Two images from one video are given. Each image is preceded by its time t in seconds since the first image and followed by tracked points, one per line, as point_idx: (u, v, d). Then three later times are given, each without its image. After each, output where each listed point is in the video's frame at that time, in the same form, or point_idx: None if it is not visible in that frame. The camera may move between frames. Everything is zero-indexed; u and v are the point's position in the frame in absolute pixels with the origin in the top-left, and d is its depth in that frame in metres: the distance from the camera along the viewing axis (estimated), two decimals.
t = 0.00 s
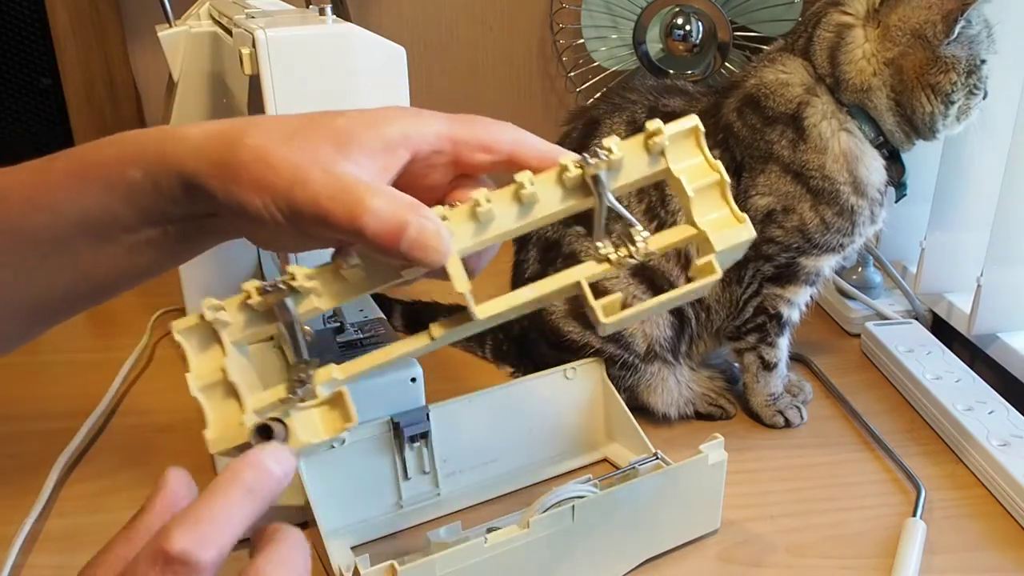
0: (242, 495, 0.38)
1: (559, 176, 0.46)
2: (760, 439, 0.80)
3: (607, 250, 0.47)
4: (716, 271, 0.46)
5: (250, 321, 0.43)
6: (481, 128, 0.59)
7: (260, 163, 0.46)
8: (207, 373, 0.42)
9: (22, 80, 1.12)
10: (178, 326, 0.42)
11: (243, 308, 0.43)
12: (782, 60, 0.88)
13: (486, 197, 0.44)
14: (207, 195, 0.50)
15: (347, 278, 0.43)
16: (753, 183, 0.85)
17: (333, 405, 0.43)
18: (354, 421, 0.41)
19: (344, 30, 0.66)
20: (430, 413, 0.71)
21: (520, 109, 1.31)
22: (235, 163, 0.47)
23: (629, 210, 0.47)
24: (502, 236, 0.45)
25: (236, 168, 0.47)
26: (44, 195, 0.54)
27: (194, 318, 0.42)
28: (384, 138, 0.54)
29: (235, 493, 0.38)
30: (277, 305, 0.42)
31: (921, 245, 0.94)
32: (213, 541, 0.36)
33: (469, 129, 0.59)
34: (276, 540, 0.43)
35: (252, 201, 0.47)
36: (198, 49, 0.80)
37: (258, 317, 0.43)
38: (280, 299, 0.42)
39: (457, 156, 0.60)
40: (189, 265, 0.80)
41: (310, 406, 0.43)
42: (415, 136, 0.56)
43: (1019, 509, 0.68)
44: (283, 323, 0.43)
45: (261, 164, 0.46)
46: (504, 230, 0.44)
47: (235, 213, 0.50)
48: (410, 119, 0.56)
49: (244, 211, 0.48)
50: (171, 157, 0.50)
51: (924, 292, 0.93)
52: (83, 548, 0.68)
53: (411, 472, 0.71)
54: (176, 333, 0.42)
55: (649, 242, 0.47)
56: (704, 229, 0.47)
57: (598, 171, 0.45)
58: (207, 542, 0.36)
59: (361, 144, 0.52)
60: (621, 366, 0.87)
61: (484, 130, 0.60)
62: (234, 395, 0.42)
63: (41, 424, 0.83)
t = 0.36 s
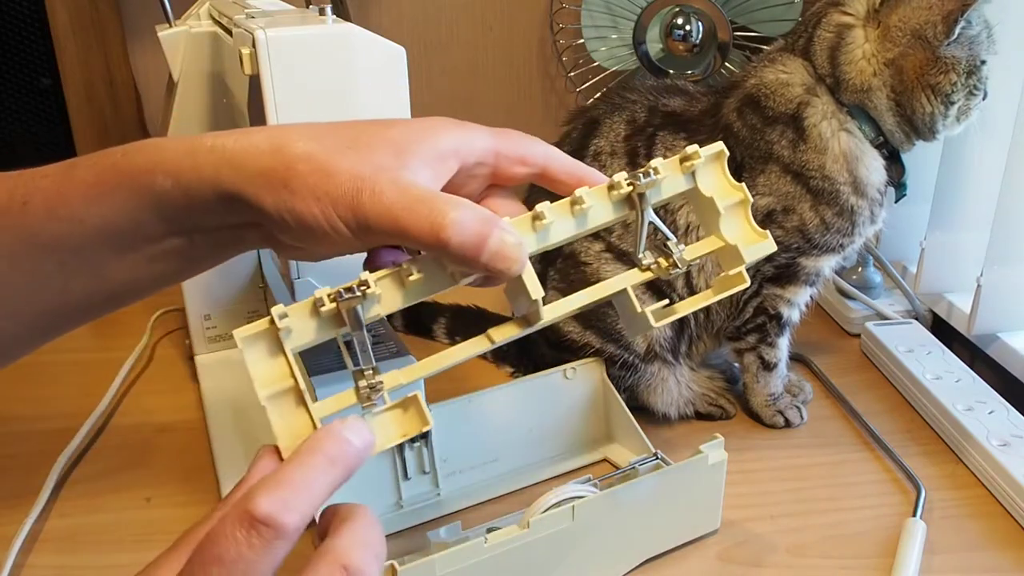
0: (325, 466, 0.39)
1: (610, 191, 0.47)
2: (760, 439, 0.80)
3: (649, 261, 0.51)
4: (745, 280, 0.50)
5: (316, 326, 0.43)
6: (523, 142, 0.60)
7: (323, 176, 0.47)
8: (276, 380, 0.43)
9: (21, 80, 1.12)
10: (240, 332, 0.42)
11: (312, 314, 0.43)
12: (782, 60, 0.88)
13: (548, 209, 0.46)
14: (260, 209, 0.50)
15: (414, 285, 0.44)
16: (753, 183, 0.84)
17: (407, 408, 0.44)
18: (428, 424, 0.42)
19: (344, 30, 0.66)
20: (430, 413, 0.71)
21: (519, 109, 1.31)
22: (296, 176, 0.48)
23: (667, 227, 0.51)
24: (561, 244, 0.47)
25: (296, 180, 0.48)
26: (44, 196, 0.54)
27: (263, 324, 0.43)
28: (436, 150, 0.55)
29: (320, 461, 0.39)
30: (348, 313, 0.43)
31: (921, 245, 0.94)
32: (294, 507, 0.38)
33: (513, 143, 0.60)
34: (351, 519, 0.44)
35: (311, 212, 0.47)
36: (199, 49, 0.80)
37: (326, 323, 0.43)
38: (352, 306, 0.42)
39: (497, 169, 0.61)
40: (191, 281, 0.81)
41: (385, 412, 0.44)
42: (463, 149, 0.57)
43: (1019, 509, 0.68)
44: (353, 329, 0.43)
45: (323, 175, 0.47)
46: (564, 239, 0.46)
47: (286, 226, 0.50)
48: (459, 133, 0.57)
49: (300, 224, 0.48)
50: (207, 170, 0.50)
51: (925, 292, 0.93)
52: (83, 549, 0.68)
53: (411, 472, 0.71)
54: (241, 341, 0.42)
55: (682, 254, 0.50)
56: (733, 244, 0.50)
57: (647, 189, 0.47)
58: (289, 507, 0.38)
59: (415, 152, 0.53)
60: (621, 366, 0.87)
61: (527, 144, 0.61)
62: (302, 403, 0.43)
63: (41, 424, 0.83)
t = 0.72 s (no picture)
0: (326, 454, 0.40)
1: (616, 179, 0.47)
2: (760, 439, 0.80)
3: (654, 249, 0.49)
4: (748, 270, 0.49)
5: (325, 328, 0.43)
6: (522, 128, 0.59)
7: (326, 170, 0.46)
8: (288, 385, 0.43)
9: (21, 80, 1.12)
10: (247, 339, 0.41)
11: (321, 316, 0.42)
12: (782, 60, 0.88)
13: (553, 200, 0.45)
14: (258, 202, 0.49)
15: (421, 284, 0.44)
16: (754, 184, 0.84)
17: (422, 409, 0.45)
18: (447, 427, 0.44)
19: (344, 31, 0.66)
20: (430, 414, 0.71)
21: (519, 109, 1.31)
22: (296, 171, 0.47)
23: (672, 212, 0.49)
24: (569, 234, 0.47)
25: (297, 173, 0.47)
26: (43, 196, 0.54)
27: (271, 329, 0.42)
28: (439, 140, 0.52)
29: (321, 450, 0.40)
30: (361, 317, 0.42)
31: (921, 245, 0.94)
32: (294, 492, 0.39)
33: (515, 128, 0.58)
34: (361, 510, 0.45)
35: (313, 206, 0.46)
36: (199, 49, 0.80)
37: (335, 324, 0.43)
38: (364, 311, 0.42)
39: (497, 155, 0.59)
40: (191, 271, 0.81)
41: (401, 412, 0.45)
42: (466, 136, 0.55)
43: (1019, 509, 0.68)
44: (364, 332, 0.43)
45: (326, 170, 0.46)
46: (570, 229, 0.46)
47: (288, 220, 0.49)
48: (463, 118, 0.55)
49: (300, 218, 0.48)
50: (200, 166, 0.49)
51: (924, 292, 0.93)
52: (83, 549, 0.68)
53: (411, 472, 0.71)
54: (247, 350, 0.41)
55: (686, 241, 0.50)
56: (737, 232, 0.50)
57: (654, 178, 0.46)
58: (289, 493, 0.39)
59: (418, 143, 0.51)
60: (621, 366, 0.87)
61: (530, 129, 0.59)
62: (313, 408, 0.43)
63: (41, 424, 0.83)
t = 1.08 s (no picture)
0: (383, 385, 0.38)
1: (624, 92, 0.45)
2: (760, 439, 0.80)
3: (666, 162, 0.48)
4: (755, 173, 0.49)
5: (359, 267, 0.42)
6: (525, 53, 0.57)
7: (337, 109, 0.43)
8: (328, 328, 0.42)
9: (22, 80, 1.12)
10: (285, 282, 0.41)
11: (354, 253, 0.42)
12: (782, 60, 0.88)
13: (567, 118, 0.44)
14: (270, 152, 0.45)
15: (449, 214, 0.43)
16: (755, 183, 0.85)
17: (465, 337, 0.44)
18: (492, 352, 0.43)
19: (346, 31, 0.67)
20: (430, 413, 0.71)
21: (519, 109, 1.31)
22: (306, 113, 0.43)
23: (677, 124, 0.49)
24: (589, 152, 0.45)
25: (306, 115, 0.43)
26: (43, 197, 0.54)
27: (307, 271, 0.41)
28: (449, 66, 0.49)
29: (379, 379, 0.38)
30: (394, 248, 0.42)
31: (921, 245, 0.94)
32: (351, 417, 0.37)
33: (518, 53, 0.56)
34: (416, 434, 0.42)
35: (329, 149, 0.43)
36: (199, 50, 0.80)
37: (368, 261, 0.42)
38: (399, 242, 0.41)
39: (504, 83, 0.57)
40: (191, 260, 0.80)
41: (445, 343, 0.44)
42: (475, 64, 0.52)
43: (1019, 509, 0.68)
44: (399, 265, 0.42)
45: (339, 109, 0.43)
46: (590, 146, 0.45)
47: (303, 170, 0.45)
48: (458, 42, 0.51)
49: (317, 164, 0.44)
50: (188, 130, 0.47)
51: (924, 292, 0.93)
52: (84, 548, 0.68)
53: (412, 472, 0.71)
54: (285, 292, 0.41)
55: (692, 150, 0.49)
56: (742, 139, 0.49)
57: (662, 90, 0.45)
58: (346, 418, 0.37)
59: (427, 71, 0.48)
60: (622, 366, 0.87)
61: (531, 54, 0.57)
62: (356, 348, 0.42)
63: (42, 424, 0.83)
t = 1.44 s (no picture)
0: (382, 356, 0.39)
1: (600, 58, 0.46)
2: (760, 439, 0.80)
3: (644, 124, 0.50)
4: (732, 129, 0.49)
5: (354, 247, 0.42)
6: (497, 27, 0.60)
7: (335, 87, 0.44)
8: (329, 311, 0.42)
9: (22, 80, 1.12)
10: (281, 267, 0.41)
11: (348, 233, 0.42)
12: (782, 60, 0.88)
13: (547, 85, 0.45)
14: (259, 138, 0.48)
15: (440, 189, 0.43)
16: (754, 183, 0.85)
17: (462, 311, 0.45)
18: (492, 325, 0.44)
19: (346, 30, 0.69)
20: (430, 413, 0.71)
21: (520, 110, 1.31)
22: (290, 96, 0.46)
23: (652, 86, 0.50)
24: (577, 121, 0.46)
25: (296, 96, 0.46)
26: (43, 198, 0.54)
27: (303, 256, 0.41)
28: (426, 37, 0.53)
29: (377, 350, 0.39)
30: (389, 226, 0.42)
31: (921, 245, 0.94)
32: (348, 392, 0.39)
33: (492, 23, 0.60)
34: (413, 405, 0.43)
35: (316, 131, 0.45)
36: (198, 50, 0.80)
37: (362, 241, 0.42)
38: (392, 221, 0.42)
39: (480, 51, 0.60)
40: (189, 257, 0.80)
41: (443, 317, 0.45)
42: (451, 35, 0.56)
43: (1020, 509, 0.68)
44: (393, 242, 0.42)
45: (322, 91, 0.45)
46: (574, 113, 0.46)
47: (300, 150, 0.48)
48: (439, 20, 0.55)
49: (304, 145, 0.46)
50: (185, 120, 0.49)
51: (924, 292, 0.93)
52: (84, 548, 0.68)
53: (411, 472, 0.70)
54: (283, 278, 0.41)
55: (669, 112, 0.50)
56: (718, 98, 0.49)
57: (636, 53, 0.46)
58: (342, 393, 0.39)
59: (407, 47, 0.51)
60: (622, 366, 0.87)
61: (505, 26, 0.61)
62: (357, 328, 0.43)
63: (42, 424, 0.83)
